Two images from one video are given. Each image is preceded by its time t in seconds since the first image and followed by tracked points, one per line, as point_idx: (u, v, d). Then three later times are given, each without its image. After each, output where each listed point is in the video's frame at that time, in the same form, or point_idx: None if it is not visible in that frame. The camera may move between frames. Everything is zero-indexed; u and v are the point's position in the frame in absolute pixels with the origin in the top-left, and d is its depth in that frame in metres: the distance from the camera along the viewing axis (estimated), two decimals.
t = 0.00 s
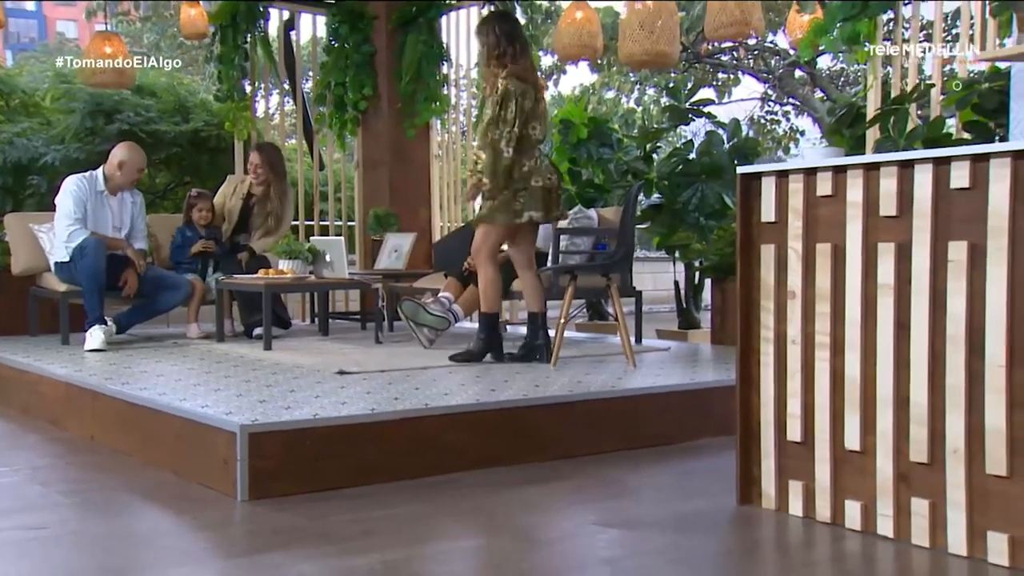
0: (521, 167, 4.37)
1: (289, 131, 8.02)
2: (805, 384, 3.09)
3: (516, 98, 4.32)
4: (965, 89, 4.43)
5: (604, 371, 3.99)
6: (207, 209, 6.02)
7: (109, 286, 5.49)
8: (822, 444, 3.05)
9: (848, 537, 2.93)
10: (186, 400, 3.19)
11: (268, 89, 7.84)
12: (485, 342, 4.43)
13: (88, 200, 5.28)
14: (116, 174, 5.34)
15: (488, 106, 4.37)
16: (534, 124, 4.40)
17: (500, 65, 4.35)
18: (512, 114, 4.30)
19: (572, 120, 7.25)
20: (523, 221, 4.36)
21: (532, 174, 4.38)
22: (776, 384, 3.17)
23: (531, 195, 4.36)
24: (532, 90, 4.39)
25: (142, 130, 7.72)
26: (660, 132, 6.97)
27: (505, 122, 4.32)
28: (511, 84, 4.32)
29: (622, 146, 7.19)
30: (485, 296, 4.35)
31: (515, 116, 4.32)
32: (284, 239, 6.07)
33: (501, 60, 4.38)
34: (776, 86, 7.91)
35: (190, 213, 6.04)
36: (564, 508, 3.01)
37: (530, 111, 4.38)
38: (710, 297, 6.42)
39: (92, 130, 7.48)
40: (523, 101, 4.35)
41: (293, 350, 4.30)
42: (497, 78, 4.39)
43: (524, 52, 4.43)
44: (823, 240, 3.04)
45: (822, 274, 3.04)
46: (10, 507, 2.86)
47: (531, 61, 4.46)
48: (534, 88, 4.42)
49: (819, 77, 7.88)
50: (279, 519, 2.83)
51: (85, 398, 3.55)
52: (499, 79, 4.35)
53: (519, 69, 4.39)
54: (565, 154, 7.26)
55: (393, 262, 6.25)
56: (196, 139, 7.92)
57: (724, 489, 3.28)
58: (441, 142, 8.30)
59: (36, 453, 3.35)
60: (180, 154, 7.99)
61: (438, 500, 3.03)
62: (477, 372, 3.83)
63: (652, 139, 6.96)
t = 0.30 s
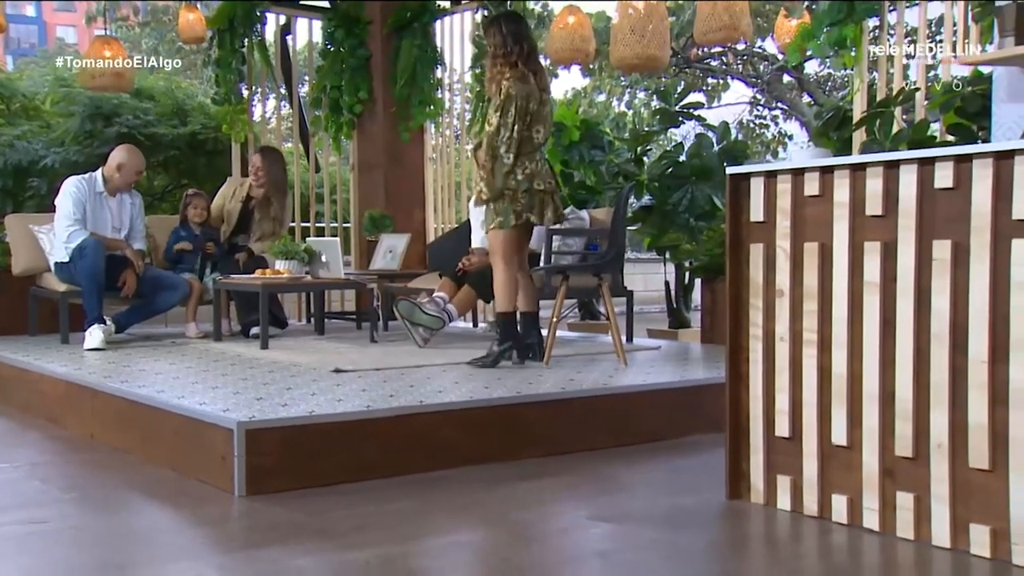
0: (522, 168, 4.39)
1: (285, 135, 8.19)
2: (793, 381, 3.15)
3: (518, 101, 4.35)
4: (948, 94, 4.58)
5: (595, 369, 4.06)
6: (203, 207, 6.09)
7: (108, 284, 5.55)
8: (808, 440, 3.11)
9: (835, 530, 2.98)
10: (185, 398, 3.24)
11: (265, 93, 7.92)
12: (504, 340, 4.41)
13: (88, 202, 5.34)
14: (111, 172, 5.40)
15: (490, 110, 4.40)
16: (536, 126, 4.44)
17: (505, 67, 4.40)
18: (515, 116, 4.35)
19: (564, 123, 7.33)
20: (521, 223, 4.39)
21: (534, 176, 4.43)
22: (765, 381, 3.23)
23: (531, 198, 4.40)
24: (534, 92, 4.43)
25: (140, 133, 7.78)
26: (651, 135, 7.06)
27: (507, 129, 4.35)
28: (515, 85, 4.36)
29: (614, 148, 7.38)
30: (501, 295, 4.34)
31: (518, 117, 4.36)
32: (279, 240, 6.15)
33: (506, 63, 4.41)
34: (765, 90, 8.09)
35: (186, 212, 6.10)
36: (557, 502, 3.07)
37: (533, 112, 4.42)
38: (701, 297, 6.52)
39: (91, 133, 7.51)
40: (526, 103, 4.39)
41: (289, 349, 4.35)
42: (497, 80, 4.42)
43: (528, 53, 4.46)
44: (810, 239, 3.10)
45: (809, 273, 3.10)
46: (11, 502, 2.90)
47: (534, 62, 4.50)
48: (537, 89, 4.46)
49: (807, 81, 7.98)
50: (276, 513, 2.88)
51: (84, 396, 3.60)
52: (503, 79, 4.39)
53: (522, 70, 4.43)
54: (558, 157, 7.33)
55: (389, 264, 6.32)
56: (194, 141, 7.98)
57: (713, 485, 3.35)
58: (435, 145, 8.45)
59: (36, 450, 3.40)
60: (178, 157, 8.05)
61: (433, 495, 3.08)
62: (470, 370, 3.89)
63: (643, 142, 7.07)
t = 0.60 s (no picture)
0: (518, 171, 4.46)
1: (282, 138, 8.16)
2: (783, 379, 3.20)
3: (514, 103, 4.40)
4: (935, 96, 4.67)
5: (587, 369, 4.10)
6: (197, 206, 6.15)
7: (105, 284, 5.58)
8: (797, 437, 3.15)
9: (823, 526, 3.03)
10: (182, 396, 3.28)
11: (261, 96, 7.98)
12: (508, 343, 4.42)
13: (86, 203, 5.38)
14: (111, 175, 5.41)
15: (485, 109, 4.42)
16: (530, 126, 4.50)
17: (501, 67, 4.42)
18: (509, 113, 4.36)
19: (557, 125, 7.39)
20: (516, 225, 4.45)
21: (529, 178, 4.50)
22: (755, 379, 3.28)
23: (526, 201, 4.47)
24: (528, 92, 4.48)
25: (137, 135, 7.85)
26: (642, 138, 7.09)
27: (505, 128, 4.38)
28: (510, 84, 4.39)
29: (605, 151, 7.42)
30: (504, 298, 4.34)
31: (514, 117, 4.40)
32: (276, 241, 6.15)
33: (502, 63, 4.44)
34: (755, 94, 8.19)
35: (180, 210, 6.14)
36: (550, 499, 3.11)
37: (527, 112, 4.47)
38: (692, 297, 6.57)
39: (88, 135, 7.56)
40: (520, 103, 4.44)
41: (285, 349, 4.40)
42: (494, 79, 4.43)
43: (523, 53, 4.50)
44: (799, 239, 3.14)
45: (798, 272, 3.14)
46: (11, 499, 2.94)
47: (528, 63, 4.54)
48: (531, 89, 4.51)
49: (796, 85, 8.06)
50: (272, 510, 2.92)
51: (83, 395, 3.64)
52: (498, 77, 4.41)
53: (516, 70, 4.46)
54: (551, 158, 7.37)
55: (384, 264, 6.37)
56: (191, 144, 8.04)
57: (704, 482, 3.39)
58: (429, 148, 8.35)
59: (36, 448, 3.44)
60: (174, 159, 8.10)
61: (427, 492, 3.12)
62: (464, 369, 3.94)
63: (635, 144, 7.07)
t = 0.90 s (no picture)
0: (496, 167, 4.49)
1: (273, 139, 8.14)
2: (767, 376, 3.26)
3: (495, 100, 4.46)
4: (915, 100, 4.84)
5: (575, 367, 4.16)
6: (190, 207, 6.13)
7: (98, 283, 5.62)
8: (780, 432, 3.22)
9: (806, 519, 3.09)
10: (175, 394, 3.33)
11: (254, 99, 7.98)
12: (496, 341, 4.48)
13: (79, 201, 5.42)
14: (100, 174, 5.47)
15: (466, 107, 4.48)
16: (512, 122, 4.53)
17: (481, 65, 4.49)
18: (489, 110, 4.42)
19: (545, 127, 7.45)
20: (489, 222, 4.49)
21: (508, 175, 4.52)
22: (739, 376, 3.34)
23: (502, 197, 4.49)
24: (509, 88, 4.52)
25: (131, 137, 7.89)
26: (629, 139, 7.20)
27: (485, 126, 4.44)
28: (490, 82, 4.45)
29: (593, 151, 7.46)
30: (493, 298, 4.42)
31: (494, 113, 4.45)
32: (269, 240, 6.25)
33: (483, 61, 4.51)
34: (740, 97, 8.28)
35: (172, 210, 6.13)
36: (538, 494, 3.17)
37: (509, 108, 4.51)
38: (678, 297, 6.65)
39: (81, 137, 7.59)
40: (501, 100, 4.48)
41: (277, 347, 4.44)
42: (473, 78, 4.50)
43: (506, 51, 4.56)
44: (782, 238, 3.20)
45: (781, 269, 3.20)
46: (6, 495, 2.98)
47: (511, 60, 4.59)
48: (513, 86, 4.56)
49: (782, 88, 8.15)
50: (265, 505, 2.96)
51: (77, 392, 3.68)
52: (478, 75, 4.48)
53: (498, 67, 4.52)
54: (539, 160, 7.38)
55: (374, 263, 6.42)
56: (184, 146, 8.08)
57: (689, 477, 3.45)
58: (420, 150, 8.44)
59: (31, 445, 3.48)
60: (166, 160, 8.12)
61: (417, 487, 3.17)
62: (453, 367, 3.99)
63: (622, 146, 7.18)
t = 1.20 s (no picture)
0: (487, 168, 4.53)
1: (269, 141, 8.19)
2: (755, 372, 3.31)
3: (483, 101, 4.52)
4: (900, 101, 5.00)
5: (566, 365, 4.21)
6: (188, 205, 6.07)
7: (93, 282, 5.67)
8: (768, 428, 3.27)
9: (793, 513, 3.14)
10: (171, 391, 3.37)
11: (248, 101, 8.12)
12: (488, 340, 4.56)
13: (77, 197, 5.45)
14: (91, 171, 5.46)
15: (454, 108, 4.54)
16: (500, 124, 4.55)
17: (470, 66, 4.56)
18: (472, 111, 4.49)
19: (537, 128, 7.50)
20: (483, 222, 4.54)
21: (499, 176, 4.55)
22: (728, 373, 3.39)
23: (495, 198, 4.52)
24: (498, 90, 4.56)
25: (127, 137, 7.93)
26: (620, 140, 7.24)
27: (471, 126, 4.51)
28: (473, 85, 4.51)
29: (583, 152, 7.54)
30: (485, 298, 4.49)
31: (475, 115, 4.51)
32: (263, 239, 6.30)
33: (472, 62, 4.56)
34: (729, 100, 8.38)
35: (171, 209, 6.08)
36: (530, 489, 3.21)
37: (492, 110, 4.53)
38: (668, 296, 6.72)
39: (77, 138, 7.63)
40: (483, 102, 4.53)
41: (272, 345, 4.49)
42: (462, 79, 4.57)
43: (496, 52, 4.59)
44: (771, 237, 3.26)
45: (769, 267, 3.25)
46: (4, 490, 3.02)
47: (503, 61, 4.61)
48: (503, 86, 4.59)
49: (770, 90, 7.94)
50: (260, 500, 3.01)
51: (74, 390, 3.72)
52: (465, 77, 4.54)
53: (487, 69, 4.57)
54: (530, 160, 7.44)
55: (367, 262, 6.47)
56: (179, 147, 8.13)
57: (679, 472, 3.50)
58: (413, 152, 8.49)
59: (29, 442, 3.53)
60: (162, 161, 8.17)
61: (410, 483, 3.22)
62: (446, 366, 4.04)
63: (612, 147, 7.26)
